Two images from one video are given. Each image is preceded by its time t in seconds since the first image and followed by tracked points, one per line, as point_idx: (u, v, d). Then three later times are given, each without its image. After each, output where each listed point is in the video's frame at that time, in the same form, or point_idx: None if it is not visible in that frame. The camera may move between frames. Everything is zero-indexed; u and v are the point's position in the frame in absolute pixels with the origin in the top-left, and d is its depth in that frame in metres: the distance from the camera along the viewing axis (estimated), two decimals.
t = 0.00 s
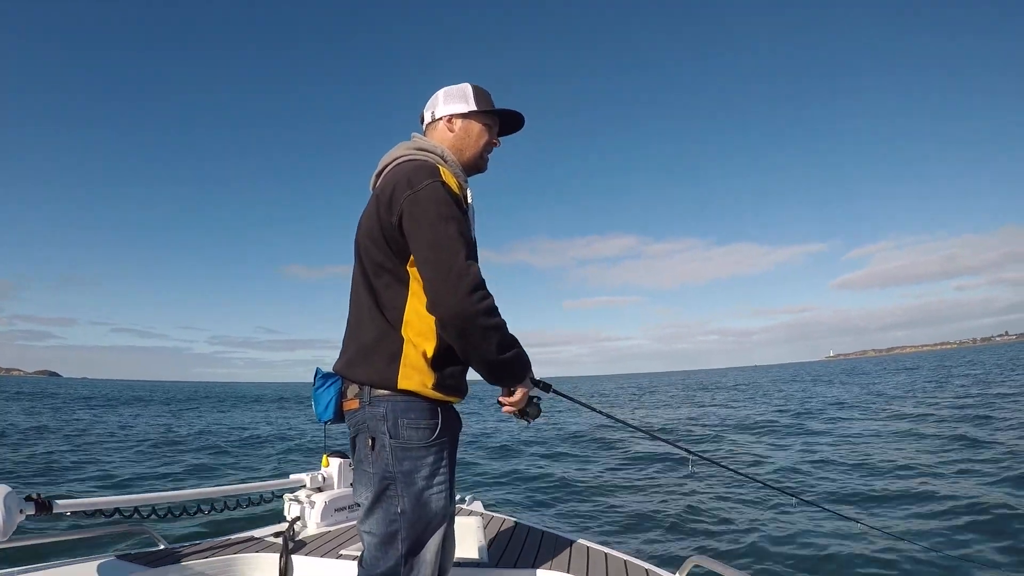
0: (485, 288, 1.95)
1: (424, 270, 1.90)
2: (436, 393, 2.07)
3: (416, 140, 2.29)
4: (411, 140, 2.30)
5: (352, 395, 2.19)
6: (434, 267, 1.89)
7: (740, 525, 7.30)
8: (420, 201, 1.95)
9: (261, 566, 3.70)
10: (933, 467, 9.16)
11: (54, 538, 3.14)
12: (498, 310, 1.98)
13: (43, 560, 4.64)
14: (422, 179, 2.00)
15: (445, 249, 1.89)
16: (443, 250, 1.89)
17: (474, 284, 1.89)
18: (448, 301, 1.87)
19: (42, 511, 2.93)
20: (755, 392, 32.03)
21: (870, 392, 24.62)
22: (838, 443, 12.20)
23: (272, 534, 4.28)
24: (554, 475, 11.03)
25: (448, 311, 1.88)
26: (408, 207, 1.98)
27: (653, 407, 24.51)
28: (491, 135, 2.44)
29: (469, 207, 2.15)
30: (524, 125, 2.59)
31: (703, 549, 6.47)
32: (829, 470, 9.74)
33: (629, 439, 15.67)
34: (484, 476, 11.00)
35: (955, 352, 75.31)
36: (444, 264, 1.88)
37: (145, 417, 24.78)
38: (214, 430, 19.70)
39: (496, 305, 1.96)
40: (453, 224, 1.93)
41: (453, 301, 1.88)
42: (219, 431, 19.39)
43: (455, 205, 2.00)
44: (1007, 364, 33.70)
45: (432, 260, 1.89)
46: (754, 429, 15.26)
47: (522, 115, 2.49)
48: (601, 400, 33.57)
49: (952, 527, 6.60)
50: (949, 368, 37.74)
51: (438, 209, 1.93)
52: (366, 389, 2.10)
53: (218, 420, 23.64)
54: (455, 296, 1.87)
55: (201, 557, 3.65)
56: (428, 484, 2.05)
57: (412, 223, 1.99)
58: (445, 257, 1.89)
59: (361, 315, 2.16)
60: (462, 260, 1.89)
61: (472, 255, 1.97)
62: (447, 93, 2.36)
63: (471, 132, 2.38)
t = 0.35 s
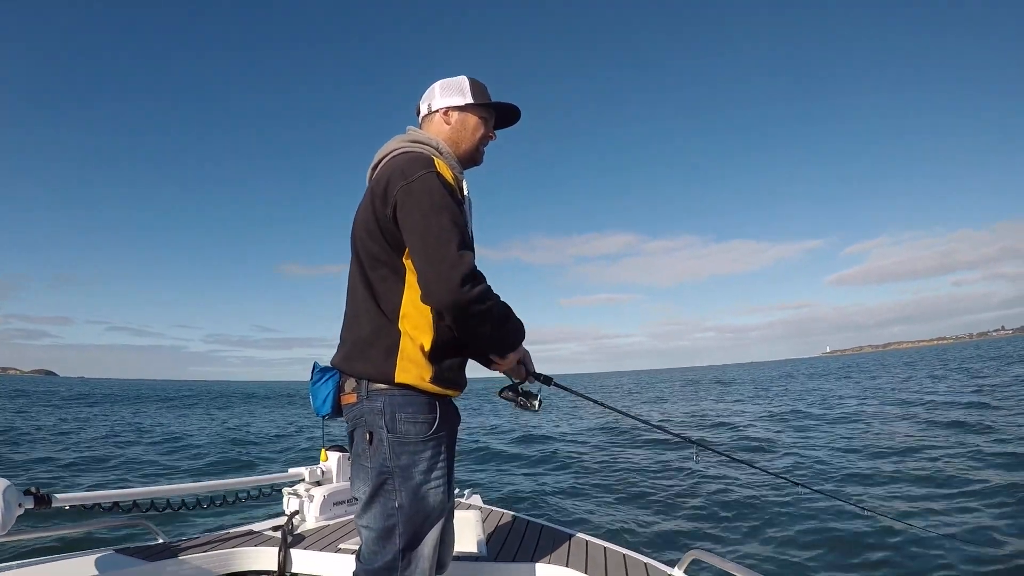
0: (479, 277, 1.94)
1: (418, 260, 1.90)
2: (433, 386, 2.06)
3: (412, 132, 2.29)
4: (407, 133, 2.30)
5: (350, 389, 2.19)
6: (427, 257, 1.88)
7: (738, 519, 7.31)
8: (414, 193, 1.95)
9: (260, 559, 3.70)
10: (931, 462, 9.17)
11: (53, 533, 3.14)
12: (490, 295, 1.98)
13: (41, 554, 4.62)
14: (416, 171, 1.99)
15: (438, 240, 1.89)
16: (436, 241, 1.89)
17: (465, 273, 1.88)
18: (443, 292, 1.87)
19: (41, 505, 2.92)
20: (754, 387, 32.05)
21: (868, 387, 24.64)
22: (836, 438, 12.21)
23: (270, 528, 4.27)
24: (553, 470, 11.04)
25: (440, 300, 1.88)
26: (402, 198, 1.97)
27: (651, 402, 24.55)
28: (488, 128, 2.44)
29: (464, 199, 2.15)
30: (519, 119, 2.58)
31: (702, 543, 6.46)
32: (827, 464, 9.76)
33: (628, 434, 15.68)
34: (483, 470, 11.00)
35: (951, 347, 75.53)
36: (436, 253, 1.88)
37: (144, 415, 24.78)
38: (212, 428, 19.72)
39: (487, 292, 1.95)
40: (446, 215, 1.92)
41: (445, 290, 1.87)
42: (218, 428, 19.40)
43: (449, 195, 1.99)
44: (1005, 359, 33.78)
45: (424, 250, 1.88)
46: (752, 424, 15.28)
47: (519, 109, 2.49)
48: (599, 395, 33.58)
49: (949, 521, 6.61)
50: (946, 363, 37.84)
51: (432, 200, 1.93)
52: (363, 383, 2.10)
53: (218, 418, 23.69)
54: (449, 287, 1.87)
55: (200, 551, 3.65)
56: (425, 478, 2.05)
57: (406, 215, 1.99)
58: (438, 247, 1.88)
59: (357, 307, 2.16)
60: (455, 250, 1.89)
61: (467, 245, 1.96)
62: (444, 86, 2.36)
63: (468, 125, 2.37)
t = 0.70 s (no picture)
0: (491, 274, 1.94)
1: (426, 259, 1.90)
2: (433, 385, 2.06)
3: (411, 128, 2.28)
4: (406, 129, 2.29)
5: (348, 388, 2.18)
6: (436, 256, 1.88)
7: (735, 518, 7.32)
8: (417, 192, 1.94)
9: (259, 558, 3.69)
10: (928, 463, 9.19)
11: (52, 531, 3.13)
12: (507, 291, 1.98)
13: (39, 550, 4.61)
14: (418, 169, 1.98)
15: (448, 238, 1.88)
16: (444, 240, 1.88)
17: (478, 271, 1.88)
18: (453, 291, 1.87)
19: (41, 503, 2.92)
20: (752, 389, 32.07)
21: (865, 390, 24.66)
22: (833, 439, 12.24)
23: (268, 526, 4.26)
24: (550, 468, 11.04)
25: (455, 299, 1.88)
26: (405, 198, 1.97)
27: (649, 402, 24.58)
28: (487, 124, 2.44)
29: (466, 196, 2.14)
30: (519, 115, 2.58)
31: (699, 541, 6.47)
32: (824, 465, 9.78)
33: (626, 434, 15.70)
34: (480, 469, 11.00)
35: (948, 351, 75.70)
36: (446, 252, 1.87)
37: (144, 412, 24.83)
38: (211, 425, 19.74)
39: (503, 288, 1.95)
40: (452, 213, 1.92)
41: (456, 289, 1.87)
42: (217, 426, 19.44)
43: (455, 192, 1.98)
44: (1007, 363, 33.73)
45: (433, 250, 1.87)
46: (749, 425, 15.32)
47: (518, 105, 2.49)
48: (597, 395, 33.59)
49: (947, 523, 6.60)
50: (947, 366, 37.80)
51: (437, 198, 1.92)
52: (361, 381, 2.09)
53: (217, 416, 23.73)
54: (459, 286, 1.86)
55: (198, 549, 3.64)
56: (424, 477, 2.05)
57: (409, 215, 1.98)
58: (446, 246, 1.87)
59: (357, 307, 2.15)
60: (465, 248, 1.88)
61: (474, 242, 1.96)
62: (443, 80, 2.35)
63: (467, 121, 2.37)
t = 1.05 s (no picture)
0: (493, 281, 1.95)
1: (428, 263, 1.90)
2: (433, 386, 2.06)
3: (415, 127, 2.28)
4: (409, 128, 2.29)
5: (348, 388, 2.18)
6: (438, 260, 1.88)
7: (732, 519, 7.33)
8: (421, 193, 1.94)
9: (257, 559, 3.68)
10: (926, 469, 9.19)
11: (51, 531, 3.12)
12: (506, 302, 1.98)
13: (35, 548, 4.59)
14: (422, 170, 1.99)
15: (450, 243, 1.88)
16: (447, 243, 1.88)
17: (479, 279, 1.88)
18: (455, 295, 1.87)
19: (40, 504, 2.91)
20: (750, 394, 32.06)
21: (864, 395, 24.66)
22: (831, 444, 12.23)
23: (267, 527, 4.25)
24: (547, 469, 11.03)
25: (455, 306, 1.88)
26: (408, 199, 1.97)
27: (647, 405, 24.56)
28: (491, 125, 2.44)
29: (469, 198, 2.14)
30: (523, 116, 2.58)
31: (696, 541, 6.47)
32: (823, 469, 9.78)
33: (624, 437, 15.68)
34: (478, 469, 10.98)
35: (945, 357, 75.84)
36: (448, 257, 1.88)
37: (142, 408, 24.84)
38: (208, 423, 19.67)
39: (503, 298, 1.95)
40: (455, 217, 1.92)
41: (457, 295, 1.87)
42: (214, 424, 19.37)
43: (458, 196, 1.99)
44: (1005, 369, 33.76)
45: (435, 254, 1.88)
46: (747, 429, 15.31)
47: (522, 107, 2.49)
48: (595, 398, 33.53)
49: (944, 526, 6.62)
50: (946, 372, 37.79)
51: (440, 201, 1.93)
52: (361, 381, 2.09)
53: (215, 413, 23.73)
54: (461, 289, 1.87)
55: (196, 550, 3.64)
56: (422, 479, 2.05)
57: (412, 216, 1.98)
58: (448, 250, 1.88)
59: (359, 307, 2.15)
60: (468, 254, 1.89)
61: (477, 247, 1.96)
62: (448, 80, 2.34)
63: (471, 121, 2.37)
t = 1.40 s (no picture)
0: (472, 277, 1.92)
1: (414, 258, 1.89)
2: (430, 383, 2.05)
3: (413, 128, 2.28)
4: (408, 128, 2.29)
5: (347, 386, 2.18)
6: (422, 255, 1.88)
7: (733, 518, 7.33)
8: (411, 190, 1.95)
9: (258, 557, 3.67)
10: (926, 471, 9.20)
11: (51, 529, 3.11)
12: (484, 296, 1.95)
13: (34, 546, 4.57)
14: (414, 167, 1.99)
15: (434, 238, 1.88)
16: (430, 238, 1.88)
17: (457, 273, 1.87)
18: (440, 291, 1.86)
19: (40, 502, 2.90)
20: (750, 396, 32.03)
21: (864, 398, 24.65)
22: (831, 446, 12.23)
23: (268, 525, 4.24)
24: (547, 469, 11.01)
25: (432, 300, 1.86)
26: (399, 195, 1.97)
27: (646, 406, 24.54)
28: (490, 127, 2.45)
29: (463, 196, 2.14)
30: (522, 119, 2.58)
31: (696, 539, 6.47)
32: (823, 471, 9.77)
33: (623, 439, 15.66)
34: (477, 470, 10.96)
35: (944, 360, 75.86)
36: (430, 251, 1.87)
37: (141, 410, 24.82)
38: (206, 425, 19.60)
39: (482, 293, 1.93)
40: (441, 213, 1.91)
41: (436, 290, 1.86)
42: (213, 426, 19.31)
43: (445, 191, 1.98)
44: (1004, 372, 33.78)
45: (419, 249, 1.88)
46: (747, 430, 15.30)
47: (521, 109, 2.50)
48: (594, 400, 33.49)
49: (944, 527, 6.61)
50: (947, 374, 37.75)
51: (429, 197, 1.93)
52: (359, 379, 2.09)
53: (214, 415, 23.72)
54: (441, 284, 1.86)
55: (197, 548, 3.63)
56: (420, 476, 2.04)
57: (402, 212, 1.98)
58: (432, 245, 1.87)
59: (356, 304, 2.16)
60: (449, 249, 1.88)
61: (461, 242, 1.95)
62: (448, 82, 2.35)
63: (471, 122, 2.37)
